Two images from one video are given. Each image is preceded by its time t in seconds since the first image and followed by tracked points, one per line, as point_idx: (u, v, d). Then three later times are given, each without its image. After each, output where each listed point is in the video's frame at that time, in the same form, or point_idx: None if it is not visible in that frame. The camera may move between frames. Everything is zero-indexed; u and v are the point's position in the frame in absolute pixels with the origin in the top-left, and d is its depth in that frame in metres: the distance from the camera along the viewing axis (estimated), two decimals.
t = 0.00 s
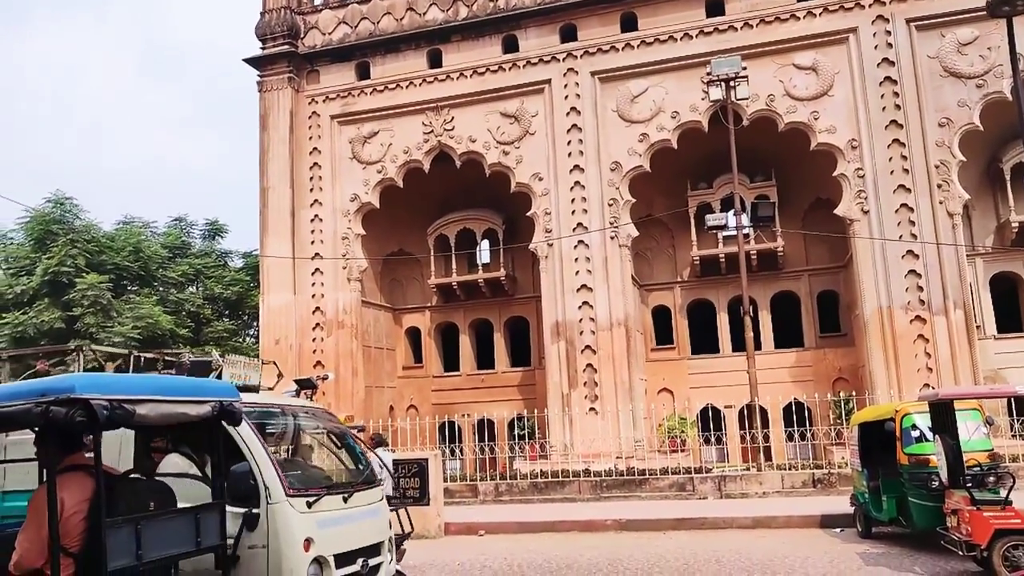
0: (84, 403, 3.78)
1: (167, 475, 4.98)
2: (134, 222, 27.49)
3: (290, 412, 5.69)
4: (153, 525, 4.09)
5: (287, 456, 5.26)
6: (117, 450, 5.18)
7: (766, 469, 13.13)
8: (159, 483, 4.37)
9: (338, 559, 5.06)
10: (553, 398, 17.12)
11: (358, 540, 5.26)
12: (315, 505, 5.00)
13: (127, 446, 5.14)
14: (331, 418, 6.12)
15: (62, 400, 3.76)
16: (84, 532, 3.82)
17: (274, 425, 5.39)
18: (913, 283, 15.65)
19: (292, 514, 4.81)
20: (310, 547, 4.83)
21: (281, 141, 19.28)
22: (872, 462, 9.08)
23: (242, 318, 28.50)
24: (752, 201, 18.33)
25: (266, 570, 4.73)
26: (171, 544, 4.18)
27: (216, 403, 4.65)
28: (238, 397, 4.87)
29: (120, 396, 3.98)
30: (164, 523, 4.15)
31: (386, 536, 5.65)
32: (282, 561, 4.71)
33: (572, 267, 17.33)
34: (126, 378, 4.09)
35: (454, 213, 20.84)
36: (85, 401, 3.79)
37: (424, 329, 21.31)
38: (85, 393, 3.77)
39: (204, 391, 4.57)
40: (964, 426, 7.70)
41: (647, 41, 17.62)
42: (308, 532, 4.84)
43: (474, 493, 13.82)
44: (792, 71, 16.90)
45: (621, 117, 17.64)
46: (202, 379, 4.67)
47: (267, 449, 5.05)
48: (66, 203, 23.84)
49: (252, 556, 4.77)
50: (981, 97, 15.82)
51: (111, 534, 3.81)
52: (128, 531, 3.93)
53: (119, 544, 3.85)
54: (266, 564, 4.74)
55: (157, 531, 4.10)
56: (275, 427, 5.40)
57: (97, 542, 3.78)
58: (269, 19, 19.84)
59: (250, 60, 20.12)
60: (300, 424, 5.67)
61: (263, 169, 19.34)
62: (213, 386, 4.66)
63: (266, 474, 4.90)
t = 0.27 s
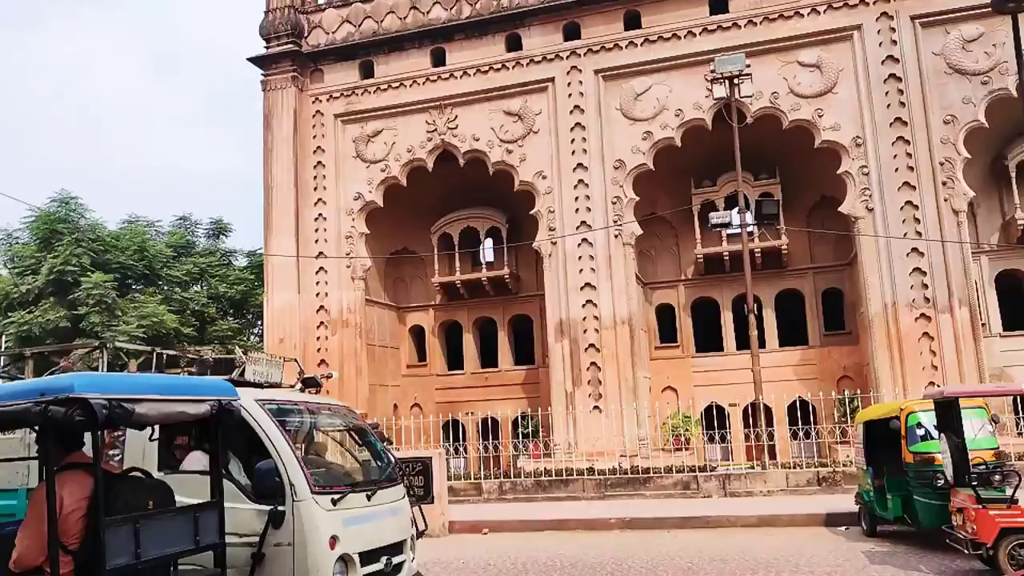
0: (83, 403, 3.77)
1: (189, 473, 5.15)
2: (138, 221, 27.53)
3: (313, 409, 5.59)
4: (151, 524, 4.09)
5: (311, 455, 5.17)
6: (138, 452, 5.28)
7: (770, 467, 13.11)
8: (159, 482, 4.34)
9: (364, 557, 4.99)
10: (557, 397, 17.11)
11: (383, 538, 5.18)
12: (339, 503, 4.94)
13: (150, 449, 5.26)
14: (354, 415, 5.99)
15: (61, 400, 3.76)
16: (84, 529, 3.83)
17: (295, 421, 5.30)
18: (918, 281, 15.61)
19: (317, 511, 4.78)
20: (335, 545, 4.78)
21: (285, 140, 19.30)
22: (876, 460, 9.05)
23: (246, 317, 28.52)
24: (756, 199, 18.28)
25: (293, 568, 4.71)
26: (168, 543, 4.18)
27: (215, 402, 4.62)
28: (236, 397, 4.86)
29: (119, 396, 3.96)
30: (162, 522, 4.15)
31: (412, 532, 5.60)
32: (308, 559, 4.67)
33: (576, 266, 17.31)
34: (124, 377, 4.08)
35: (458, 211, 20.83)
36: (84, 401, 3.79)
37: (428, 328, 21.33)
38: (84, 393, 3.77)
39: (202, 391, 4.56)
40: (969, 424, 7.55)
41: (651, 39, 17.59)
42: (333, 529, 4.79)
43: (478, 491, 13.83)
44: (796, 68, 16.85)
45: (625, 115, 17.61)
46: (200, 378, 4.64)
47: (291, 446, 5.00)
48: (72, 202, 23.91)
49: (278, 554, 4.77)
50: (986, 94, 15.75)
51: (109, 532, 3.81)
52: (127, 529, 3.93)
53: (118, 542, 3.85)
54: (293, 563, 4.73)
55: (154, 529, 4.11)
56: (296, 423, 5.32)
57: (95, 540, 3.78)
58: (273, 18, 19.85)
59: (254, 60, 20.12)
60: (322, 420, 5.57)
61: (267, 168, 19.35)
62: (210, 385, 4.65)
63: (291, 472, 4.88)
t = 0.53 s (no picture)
0: (82, 403, 3.77)
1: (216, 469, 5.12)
2: (143, 220, 27.58)
3: (335, 406, 5.51)
4: (150, 523, 4.08)
5: (336, 451, 5.08)
6: (164, 448, 5.24)
7: (774, 465, 13.09)
8: (157, 482, 4.35)
9: (389, 555, 4.91)
10: (561, 395, 17.10)
11: (407, 535, 5.10)
12: (365, 500, 4.86)
13: (175, 445, 5.21)
14: (375, 413, 5.91)
15: (60, 399, 3.75)
16: (83, 527, 3.83)
17: (317, 417, 5.21)
18: (923, 278, 15.56)
19: (343, 508, 4.70)
20: (361, 543, 4.69)
21: (289, 139, 19.31)
22: (881, 458, 9.03)
23: (251, 316, 28.55)
24: (761, 197, 18.23)
25: (320, 566, 4.63)
26: (166, 542, 4.17)
27: (213, 401, 4.61)
28: (233, 397, 4.85)
29: (117, 395, 3.95)
30: (161, 521, 4.15)
31: (433, 532, 5.51)
32: (335, 558, 4.59)
33: (580, 264, 17.29)
34: (123, 376, 4.07)
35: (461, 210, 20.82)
36: (83, 400, 3.78)
37: (432, 326, 21.34)
38: (83, 393, 3.76)
39: (200, 390, 4.55)
40: (974, 422, 7.73)
41: (654, 37, 17.56)
42: (359, 527, 4.70)
43: (482, 489, 13.84)
44: (800, 66, 16.80)
45: (629, 113, 17.58)
46: (198, 378, 4.63)
47: (316, 443, 4.91)
48: (77, 201, 23.98)
49: (304, 552, 4.69)
50: (991, 91, 15.69)
51: (109, 531, 3.81)
52: (126, 528, 3.93)
53: (118, 540, 3.85)
54: (319, 560, 4.65)
55: (153, 528, 4.10)
56: (317, 418, 5.22)
57: (94, 538, 3.78)
58: (277, 17, 19.85)
59: (257, 59, 20.13)
60: (341, 416, 5.46)
61: (271, 167, 19.37)
62: (208, 385, 4.64)
63: (317, 470, 4.79)
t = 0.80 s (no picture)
0: (82, 403, 3.76)
1: (238, 466, 5.00)
2: (148, 220, 27.64)
3: (358, 404, 5.43)
4: (149, 522, 4.08)
5: (361, 448, 5.00)
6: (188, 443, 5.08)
7: (779, 463, 13.06)
8: (156, 481, 4.34)
9: (414, 552, 4.82)
10: (565, 394, 17.09)
11: (431, 533, 5.00)
12: (390, 497, 4.75)
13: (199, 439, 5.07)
14: (397, 411, 5.84)
15: (60, 399, 3.76)
16: (82, 527, 3.83)
17: (341, 415, 5.14)
18: (928, 275, 15.51)
19: (369, 505, 4.59)
20: (387, 540, 4.58)
21: (293, 138, 19.32)
22: (886, 456, 9.00)
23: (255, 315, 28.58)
24: (765, 194, 18.19)
25: (346, 564, 4.52)
26: (165, 541, 4.17)
27: (213, 401, 4.61)
28: (234, 396, 4.84)
29: (118, 395, 3.95)
30: (159, 521, 4.15)
31: (457, 529, 5.40)
32: (361, 555, 4.48)
33: (583, 262, 17.27)
34: (123, 376, 4.05)
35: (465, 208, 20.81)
36: (83, 400, 3.77)
37: (436, 324, 21.34)
38: (83, 393, 3.76)
39: (199, 390, 4.54)
40: (980, 420, 7.71)
41: (658, 34, 17.52)
42: (385, 524, 4.60)
43: (486, 488, 13.85)
44: (804, 63, 16.76)
45: (632, 111, 17.55)
46: (198, 377, 4.62)
47: (341, 440, 4.83)
48: (82, 201, 24.07)
49: (330, 550, 4.58)
50: (996, 87, 15.62)
51: (108, 531, 3.82)
52: (125, 528, 3.92)
53: (117, 540, 3.86)
54: (346, 559, 4.53)
55: (151, 527, 4.11)
56: (340, 416, 5.15)
57: (94, 537, 3.78)
58: (280, 16, 19.87)
59: (261, 58, 20.15)
60: (363, 413, 5.38)
61: (274, 166, 19.39)
62: (207, 385, 4.62)
63: (342, 466, 4.70)
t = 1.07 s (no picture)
0: (82, 403, 3.75)
1: (262, 464, 4.95)
2: (152, 219, 27.67)
3: (381, 401, 5.40)
4: (149, 520, 4.07)
5: (386, 444, 4.97)
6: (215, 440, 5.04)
7: (784, 461, 13.03)
8: (155, 479, 4.33)
9: (439, 550, 4.79)
10: (569, 392, 17.07)
11: (456, 530, 4.97)
12: (416, 495, 4.72)
13: (225, 436, 5.02)
14: (418, 408, 5.80)
15: (61, 399, 3.75)
16: (83, 526, 3.83)
17: (366, 412, 5.10)
18: (934, 273, 15.45)
19: (396, 502, 4.56)
20: (414, 538, 4.56)
21: (297, 137, 19.32)
22: (892, 454, 8.96)
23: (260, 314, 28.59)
24: (769, 192, 18.12)
25: (373, 562, 4.49)
26: (166, 539, 4.17)
27: (212, 400, 4.60)
28: (233, 395, 4.82)
29: (118, 395, 3.94)
30: (159, 519, 4.15)
31: (481, 526, 5.37)
32: (387, 553, 4.46)
33: (587, 260, 17.24)
34: (122, 376, 4.04)
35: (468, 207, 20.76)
36: (84, 400, 3.76)
37: (440, 323, 21.33)
38: (83, 393, 3.75)
39: (200, 389, 4.52)
40: (986, 418, 7.67)
41: (661, 32, 17.48)
42: (411, 521, 4.58)
43: (491, 486, 13.84)
44: (808, 59, 16.69)
45: (636, 109, 17.51)
46: (198, 376, 4.61)
47: (366, 438, 4.80)
48: (87, 201, 24.14)
49: (358, 548, 4.56)
50: (1002, 83, 15.55)
51: (108, 530, 3.81)
52: (126, 526, 3.92)
53: (117, 539, 3.86)
54: (373, 557, 4.51)
55: (152, 526, 4.10)
56: (365, 415, 5.11)
57: (94, 536, 3.78)
58: (284, 16, 19.86)
59: (265, 58, 20.15)
60: (386, 410, 5.34)
61: (279, 165, 19.39)
62: (206, 384, 4.61)
63: (369, 463, 4.67)
